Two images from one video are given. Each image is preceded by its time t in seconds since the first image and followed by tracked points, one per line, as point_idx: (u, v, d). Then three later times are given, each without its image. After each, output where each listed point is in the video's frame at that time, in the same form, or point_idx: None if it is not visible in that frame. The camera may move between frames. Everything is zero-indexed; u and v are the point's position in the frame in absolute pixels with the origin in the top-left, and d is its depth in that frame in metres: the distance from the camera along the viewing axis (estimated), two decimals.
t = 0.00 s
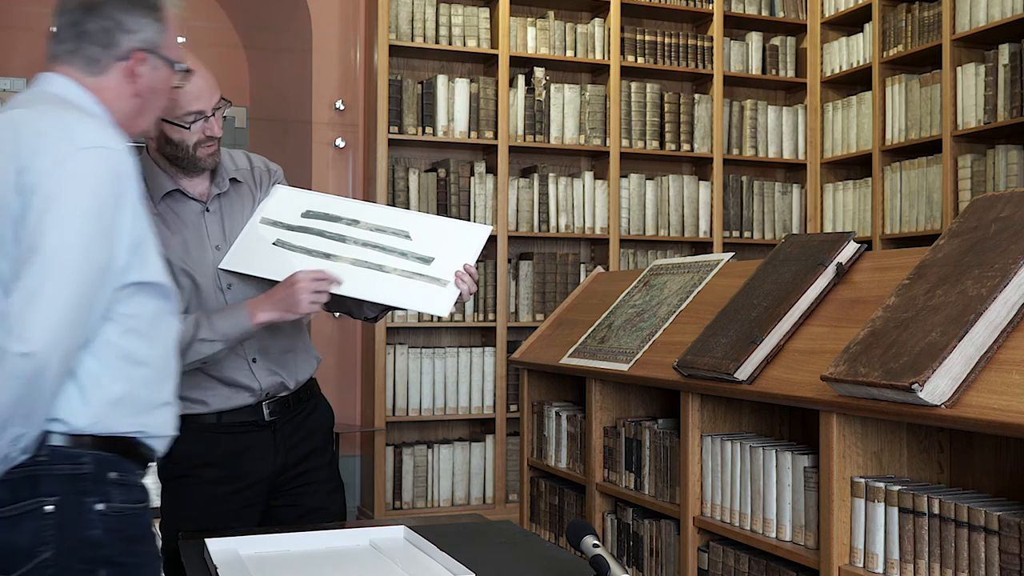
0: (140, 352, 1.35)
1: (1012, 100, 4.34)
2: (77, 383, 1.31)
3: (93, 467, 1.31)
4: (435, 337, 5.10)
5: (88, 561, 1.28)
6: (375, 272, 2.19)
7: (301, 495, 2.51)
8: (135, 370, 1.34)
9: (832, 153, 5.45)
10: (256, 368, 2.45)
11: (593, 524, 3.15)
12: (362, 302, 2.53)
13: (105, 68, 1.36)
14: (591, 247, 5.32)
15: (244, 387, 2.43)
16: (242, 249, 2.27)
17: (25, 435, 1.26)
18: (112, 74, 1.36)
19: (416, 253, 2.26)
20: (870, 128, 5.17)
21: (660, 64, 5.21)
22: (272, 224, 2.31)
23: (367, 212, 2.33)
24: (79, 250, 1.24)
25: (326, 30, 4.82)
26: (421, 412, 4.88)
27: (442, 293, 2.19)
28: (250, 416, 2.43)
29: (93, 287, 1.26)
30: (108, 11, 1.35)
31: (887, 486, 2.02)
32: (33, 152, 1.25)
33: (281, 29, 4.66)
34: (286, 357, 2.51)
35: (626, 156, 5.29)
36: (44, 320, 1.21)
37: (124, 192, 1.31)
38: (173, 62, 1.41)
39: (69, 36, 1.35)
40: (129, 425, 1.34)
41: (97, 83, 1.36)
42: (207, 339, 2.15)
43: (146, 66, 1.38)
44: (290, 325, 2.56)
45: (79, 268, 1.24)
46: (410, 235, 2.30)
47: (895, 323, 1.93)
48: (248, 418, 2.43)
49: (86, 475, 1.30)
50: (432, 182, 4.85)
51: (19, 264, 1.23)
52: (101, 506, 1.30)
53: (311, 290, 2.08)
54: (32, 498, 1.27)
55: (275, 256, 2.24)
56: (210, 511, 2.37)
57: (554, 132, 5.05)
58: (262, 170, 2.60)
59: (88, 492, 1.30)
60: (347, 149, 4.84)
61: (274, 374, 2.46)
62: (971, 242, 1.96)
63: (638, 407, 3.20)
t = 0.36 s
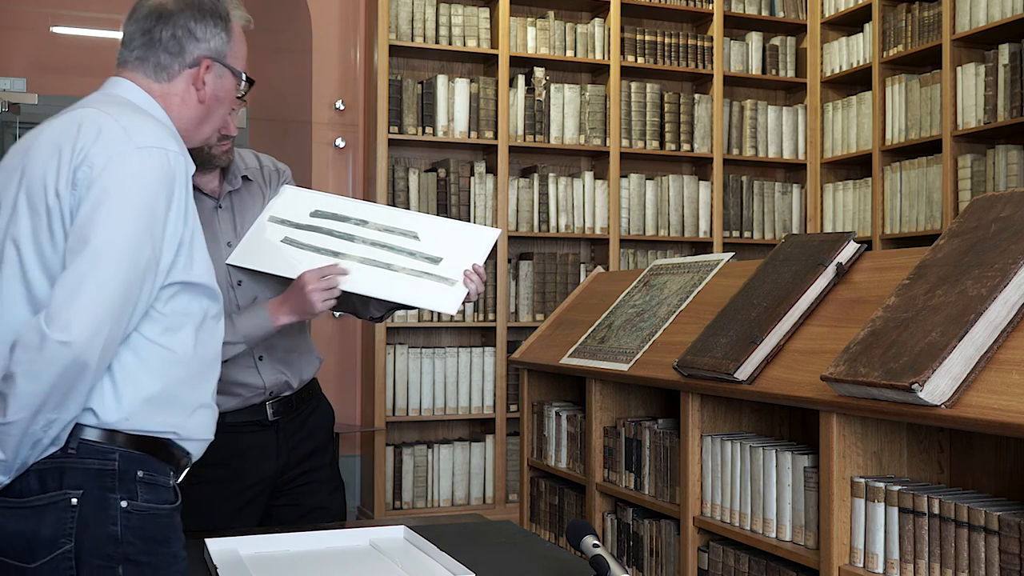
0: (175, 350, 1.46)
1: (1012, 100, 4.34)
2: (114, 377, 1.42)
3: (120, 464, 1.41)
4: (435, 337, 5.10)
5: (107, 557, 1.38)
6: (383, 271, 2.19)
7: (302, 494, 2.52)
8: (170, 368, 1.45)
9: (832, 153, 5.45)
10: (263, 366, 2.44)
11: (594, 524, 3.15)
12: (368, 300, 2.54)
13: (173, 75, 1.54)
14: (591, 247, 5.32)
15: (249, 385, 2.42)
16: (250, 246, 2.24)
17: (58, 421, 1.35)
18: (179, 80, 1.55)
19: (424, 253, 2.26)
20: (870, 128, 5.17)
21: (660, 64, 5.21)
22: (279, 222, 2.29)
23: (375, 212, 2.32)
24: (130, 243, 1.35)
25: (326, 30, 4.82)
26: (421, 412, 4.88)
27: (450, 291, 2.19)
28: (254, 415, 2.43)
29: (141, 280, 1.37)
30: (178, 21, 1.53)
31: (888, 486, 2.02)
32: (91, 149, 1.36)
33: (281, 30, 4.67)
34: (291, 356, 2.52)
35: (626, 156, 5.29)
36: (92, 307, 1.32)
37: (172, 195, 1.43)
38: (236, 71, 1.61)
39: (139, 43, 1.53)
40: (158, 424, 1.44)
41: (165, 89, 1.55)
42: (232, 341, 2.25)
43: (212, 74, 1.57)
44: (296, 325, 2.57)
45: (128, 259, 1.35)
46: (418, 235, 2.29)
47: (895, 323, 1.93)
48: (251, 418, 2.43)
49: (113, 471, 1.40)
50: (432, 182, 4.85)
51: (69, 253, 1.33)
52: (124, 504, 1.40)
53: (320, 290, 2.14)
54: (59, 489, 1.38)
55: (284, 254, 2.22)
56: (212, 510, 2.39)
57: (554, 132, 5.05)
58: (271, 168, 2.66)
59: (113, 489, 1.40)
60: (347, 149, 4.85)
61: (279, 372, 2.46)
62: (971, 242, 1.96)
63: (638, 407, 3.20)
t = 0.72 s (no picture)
0: (164, 342, 1.49)
1: (1012, 100, 4.34)
2: (101, 369, 1.45)
3: (113, 458, 1.44)
4: (435, 337, 5.10)
5: (101, 550, 1.42)
6: (396, 270, 2.20)
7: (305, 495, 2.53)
8: (160, 360, 1.48)
9: (832, 153, 5.45)
10: (269, 367, 2.43)
11: (593, 524, 3.15)
12: (378, 300, 2.57)
13: (178, 79, 1.58)
14: (591, 247, 5.32)
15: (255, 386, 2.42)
16: (263, 248, 2.25)
17: (41, 411, 1.37)
18: (184, 85, 1.58)
19: (435, 251, 2.27)
20: (870, 127, 5.17)
21: (660, 64, 5.21)
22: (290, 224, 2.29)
23: (385, 212, 2.32)
24: (107, 234, 1.38)
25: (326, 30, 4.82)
26: (421, 412, 4.88)
27: (463, 289, 2.20)
28: (258, 416, 2.43)
29: (121, 271, 1.40)
30: (184, 29, 1.57)
31: (888, 486, 2.02)
32: (73, 147, 1.41)
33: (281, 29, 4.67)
34: (298, 357, 2.50)
35: (626, 156, 5.29)
36: (65, 295, 1.34)
37: (154, 188, 1.46)
38: (241, 79, 1.64)
39: (145, 49, 1.57)
40: (148, 415, 1.47)
41: (169, 94, 1.58)
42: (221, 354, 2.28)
43: (217, 81, 1.60)
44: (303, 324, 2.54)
45: (105, 250, 1.37)
46: (429, 234, 2.30)
47: (895, 323, 1.93)
48: (256, 419, 2.43)
49: (106, 465, 1.44)
50: (432, 183, 4.86)
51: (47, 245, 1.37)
52: (118, 498, 1.44)
53: (293, 330, 2.09)
54: (54, 484, 1.42)
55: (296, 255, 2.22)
56: (214, 510, 2.39)
57: (554, 132, 5.05)
58: (283, 171, 2.67)
59: (106, 483, 1.44)
60: (347, 149, 4.81)
61: (286, 374, 2.46)
62: (971, 242, 1.96)
63: (638, 407, 3.20)
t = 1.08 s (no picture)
0: (166, 341, 1.49)
1: (1012, 100, 4.34)
2: (105, 369, 1.45)
3: (119, 457, 1.45)
4: (435, 337, 5.11)
5: (107, 548, 1.43)
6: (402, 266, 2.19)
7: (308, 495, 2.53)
8: (162, 360, 1.48)
9: (832, 153, 5.45)
10: (273, 367, 2.44)
11: (593, 524, 3.15)
12: (387, 297, 2.57)
13: (171, 77, 1.58)
14: (591, 247, 5.32)
15: (259, 386, 2.42)
16: (270, 247, 2.26)
17: (47, 415, 1.37)
18: (177, 82, 1.58)
19: (442, 247, 2.26)
20: (870, 127, 5.17)
21: (660, 64, 5.21)
22: (297, 224, 2.31)
23: (392, 209, 2.32)
24: (105, 236, 1.37)
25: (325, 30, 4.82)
26: (421, 412, 4.88)
27: (470, 282, 2.19)
28: (262, 417, 2.43)
29: (120, 272, 1.40)
30: (175, 26, 1.56)
31: (888, 486, 2.02)
32: (68, 149, 1.41)
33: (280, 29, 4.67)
34: (302, 358, 2.51)
35: (626, 156, 5.29)
36: (66, 298, 1.34)
37: (151, 188, 1.45)
38: (236, 74, 1.63)
39: (138, 47, 1.56)
40: (153, 413, 1.47)
41: (162, 91, 1.58)
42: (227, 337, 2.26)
43: (210, 77, 1.59)
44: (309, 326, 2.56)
45: (104, 252, 1.37)
46: (436, 231, 2.30)
47: (895, 323, 1.93)
48: (259, 419, 2.43)
49: (111, 464, 1.44)
50: (432, 183, 4.86)
51: (46, 249, 1.37)
52: (123, 496, 1.44)
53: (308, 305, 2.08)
54: (61, 483, 1.43)
55: (302, 252, 2.23)
56: (216, 510, 2.39)
57: (554, 132, 5.05)
58: (290, 171, 2.68)
59: (111, 482, 1.44)
60: (347, 149, 4.80)
61: (290, 374, 2.47)
62: (971, 242, 1.96)
63: (638, 407, 3.21)
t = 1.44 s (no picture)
0: (164, 341, 1.48)
1: (1012, 100, 4.34)
2: (103, 371, 1.45)
3: (119, 457, 1.45)
4: (435, 337, 5.11)
5: (108, 548, 1.43)
6: (399, 263, 2.18)
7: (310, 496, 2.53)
8: (161, 360, 1.48)
9: (832, 153, 5.45)
10: (277, 367, 2.45)
11: (593, 524, 3.15)
12: (387, 295, 2.58)
13: (160, 74, 1.57)
14: (591, 247, 5.32)
15: (263, 386, 2.43)
16: (269, 248, 2.27)
17: (48, 417, 1.38)
18: (167, 79, 1.58)
19: (440, 244, 2.26)
20: (870, 127, 5.17)
21: (660, 64, 5.21)
22: (295, 223, 2.32)
23: (390, 208, 2.33)
24: (102, 237, 1.37)
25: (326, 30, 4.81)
26: (421, 412, 4.88)
27: (468, 279, 2.18)
28: (265, 416, 2.43)
29: (118, 273, 1.40)
30: (162, 21, 1.56)
31: (888, 486, 2.02)
32: (64, 151, 1.40)
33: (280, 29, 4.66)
34: (305, 358, 2.52)
35: (626, 156, 5.29)
36: (65, 301, 1.34)
37: (147, 188, 1.45)
38: (226, 68, 1.63)
39: (125, 46, 1.56)
40: (153, 413, 1.47)
41: (151, 89, 1.58)
42: (259, 321, 2.14)
43: (199, 72, 1.59)
44: (311, 326, 2.57)
45: (101, 254, 1.37)
46: (434, 228, 2.29)
47: (895, 324, 1.93)
48: (262, 419, 2.43)
49: (111, 464, 1.44)
50: (432, 182, 4.86)
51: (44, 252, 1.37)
52: (123, 496, 1.44)
53: (358, 265, 2.13)
54: (61, 483, 1.43)
55: (302, 252, 2.23)
56: (217, 510, 2.39)
57: (554, 132, 5.05)
58: (289, 170, 2.68)
59: (111, 482, 1.44)
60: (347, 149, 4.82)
61: (294, 373, 2.47)
62: (971, 242, 1.96)
63: (638, 407, 3.21)
